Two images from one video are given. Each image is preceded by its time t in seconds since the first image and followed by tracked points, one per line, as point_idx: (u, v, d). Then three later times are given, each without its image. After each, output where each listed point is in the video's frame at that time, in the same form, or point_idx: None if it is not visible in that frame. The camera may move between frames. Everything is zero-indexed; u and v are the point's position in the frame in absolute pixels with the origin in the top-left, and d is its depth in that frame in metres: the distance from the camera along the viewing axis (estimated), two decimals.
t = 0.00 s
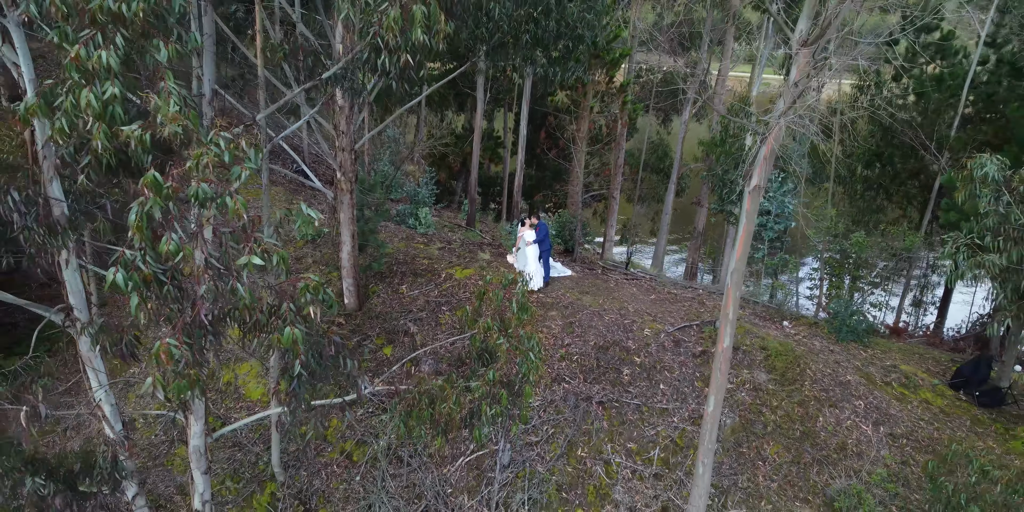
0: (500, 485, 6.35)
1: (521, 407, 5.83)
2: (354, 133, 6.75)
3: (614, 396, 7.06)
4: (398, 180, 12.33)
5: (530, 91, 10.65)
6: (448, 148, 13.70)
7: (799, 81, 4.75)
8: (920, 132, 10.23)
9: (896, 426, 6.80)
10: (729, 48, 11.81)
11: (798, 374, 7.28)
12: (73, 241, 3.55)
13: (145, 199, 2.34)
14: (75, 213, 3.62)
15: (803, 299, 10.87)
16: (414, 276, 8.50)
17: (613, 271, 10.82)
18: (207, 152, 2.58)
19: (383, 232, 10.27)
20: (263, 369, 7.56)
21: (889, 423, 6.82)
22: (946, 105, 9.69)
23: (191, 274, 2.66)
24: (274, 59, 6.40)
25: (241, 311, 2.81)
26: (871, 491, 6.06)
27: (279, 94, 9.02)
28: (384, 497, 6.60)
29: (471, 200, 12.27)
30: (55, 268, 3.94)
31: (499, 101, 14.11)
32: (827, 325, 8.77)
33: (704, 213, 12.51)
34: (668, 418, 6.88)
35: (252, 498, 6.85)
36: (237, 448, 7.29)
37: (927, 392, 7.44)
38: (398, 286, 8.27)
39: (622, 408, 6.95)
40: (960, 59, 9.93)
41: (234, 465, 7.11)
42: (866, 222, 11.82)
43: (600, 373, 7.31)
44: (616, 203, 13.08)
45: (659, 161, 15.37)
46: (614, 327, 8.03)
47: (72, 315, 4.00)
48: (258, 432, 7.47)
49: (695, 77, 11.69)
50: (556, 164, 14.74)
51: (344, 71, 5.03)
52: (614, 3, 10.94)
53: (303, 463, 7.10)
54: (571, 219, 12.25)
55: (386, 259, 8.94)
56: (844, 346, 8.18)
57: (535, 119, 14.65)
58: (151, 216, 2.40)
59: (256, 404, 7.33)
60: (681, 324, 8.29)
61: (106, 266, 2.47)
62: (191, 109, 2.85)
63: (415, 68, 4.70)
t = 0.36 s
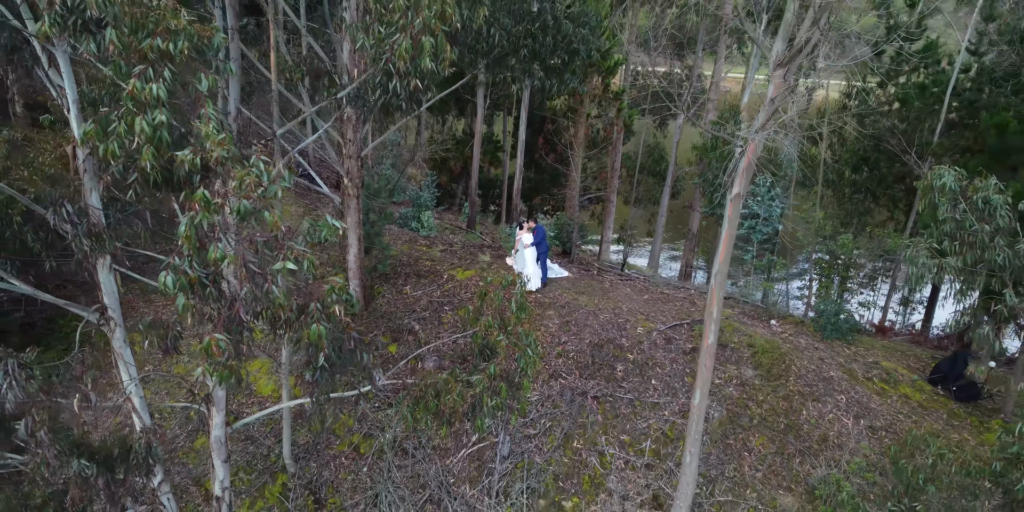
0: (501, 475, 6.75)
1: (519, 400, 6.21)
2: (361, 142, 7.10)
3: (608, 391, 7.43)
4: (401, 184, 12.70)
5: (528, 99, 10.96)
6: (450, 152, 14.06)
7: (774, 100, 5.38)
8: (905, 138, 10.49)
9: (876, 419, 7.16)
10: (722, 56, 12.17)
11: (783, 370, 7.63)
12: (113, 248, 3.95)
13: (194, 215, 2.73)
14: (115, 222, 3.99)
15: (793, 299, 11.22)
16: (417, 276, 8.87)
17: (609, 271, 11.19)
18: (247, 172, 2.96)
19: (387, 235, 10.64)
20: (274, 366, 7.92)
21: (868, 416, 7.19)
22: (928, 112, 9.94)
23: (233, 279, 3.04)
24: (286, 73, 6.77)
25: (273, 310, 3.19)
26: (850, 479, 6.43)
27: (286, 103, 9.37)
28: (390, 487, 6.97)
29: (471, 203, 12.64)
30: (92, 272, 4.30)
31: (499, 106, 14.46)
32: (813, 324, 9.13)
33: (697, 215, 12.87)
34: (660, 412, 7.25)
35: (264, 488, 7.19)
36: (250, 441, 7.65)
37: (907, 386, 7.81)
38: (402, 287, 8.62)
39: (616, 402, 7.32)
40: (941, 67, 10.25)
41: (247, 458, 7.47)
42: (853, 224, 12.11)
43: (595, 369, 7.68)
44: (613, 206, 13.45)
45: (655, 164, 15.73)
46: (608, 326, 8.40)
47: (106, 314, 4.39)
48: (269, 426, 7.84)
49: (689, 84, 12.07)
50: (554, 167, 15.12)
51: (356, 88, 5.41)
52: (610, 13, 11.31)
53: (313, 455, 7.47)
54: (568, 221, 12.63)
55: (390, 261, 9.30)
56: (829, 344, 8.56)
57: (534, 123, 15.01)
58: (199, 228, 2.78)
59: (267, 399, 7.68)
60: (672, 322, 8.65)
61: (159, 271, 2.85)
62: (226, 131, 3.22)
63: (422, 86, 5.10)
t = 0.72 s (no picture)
0: (500, 462, 7.19)
1: (518, 390, 6.65)
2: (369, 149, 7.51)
3: (602, 384, 7.86)
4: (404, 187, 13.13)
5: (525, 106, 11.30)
6: (451, 155, 14.49)
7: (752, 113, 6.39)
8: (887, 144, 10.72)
9: (854, 410, 7.58)
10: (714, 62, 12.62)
11: (767, 363, 8.07)
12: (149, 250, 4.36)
13: (238, 221, 3.17)
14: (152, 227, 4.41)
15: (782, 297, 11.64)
16: (421, 276, 9.30)
17: (604, 271, 11.62)
18: (281, 184, 3.40)
19: (391, 236, 11.08)
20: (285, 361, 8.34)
21: (848, 407, 7.61)
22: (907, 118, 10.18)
23: (267, 277, 3.48)
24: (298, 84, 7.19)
25: (301, 304, 3.63)
26: (828, 466, 6.85)
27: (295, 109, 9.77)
28: (396, 474, 7.44)
29: (471, 204, 13.07)
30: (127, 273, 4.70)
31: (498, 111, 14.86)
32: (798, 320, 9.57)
33: (690, 216, 13.34)
34: (650, 403, 7.69)
35: (277, 476, 7.64)
36: (263, 432, 8.10)
37: (885, 379, 8.24)
38: (406, 286, 9.05)
39: (609, 394, 7.75)
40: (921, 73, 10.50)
41: (261, 447, 7.91)
42: (841, 225, 12.47)
43: (589, 363, 8.11)
44: (609, 207, 13.89)
45: (651, 166, 16.16)
46: (603, 322, 8.84)
47: (139, 310, 4.79)
48: (281, 418, 8.28)
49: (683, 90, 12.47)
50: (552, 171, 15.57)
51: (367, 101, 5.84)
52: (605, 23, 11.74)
53: (323, 445, 7.92)
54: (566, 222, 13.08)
55: (395, 261, 9.74)
56: (812, 339, 9.02)
57: (532, 127, 15.42)
58: (240, 232, 3.22)
59: (279, 392, 8.11)
60: (664, 319, 9.09)
61: (204, 269, 3.29)
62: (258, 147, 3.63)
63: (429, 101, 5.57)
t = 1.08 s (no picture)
0: (500, 449, 7.62)
1: (516, 382, 7.09)
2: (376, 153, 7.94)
3: (597, 376, 8.29)
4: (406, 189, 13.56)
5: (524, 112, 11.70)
6: (452, 158, 14.91)
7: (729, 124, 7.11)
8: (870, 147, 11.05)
9: (835, 401, 8.02)
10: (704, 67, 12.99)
11: (753, 356, 8.51)
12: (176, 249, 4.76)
13: (270, 222, 3.61)
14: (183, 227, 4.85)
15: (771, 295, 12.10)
16: (424, 274, 9.73)
17: (599, 269, 12.05)
18: (307, 190, 3.82)
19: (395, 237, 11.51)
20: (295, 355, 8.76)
21: (829, 398, 8.04)
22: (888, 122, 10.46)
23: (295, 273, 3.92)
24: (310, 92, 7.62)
25: (325, 296, 4.08)
26: (809, 452, 7.29)
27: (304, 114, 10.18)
28: (402, 462, 7.90)
29: (472, 205, 13.49)
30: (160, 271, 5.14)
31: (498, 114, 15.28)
32: (784, 316, 10.01)
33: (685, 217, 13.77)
34: (642, 394, 8.13)
35: (290, 463, 8.10)
36: (276, 422, 8.55)
37: (866, 372, 8.68)
38: (410, 284, 9.48)
39: (603, 385, 8.19)
40: (906, 76, 10.65)
41: (273, 437, 8.35)
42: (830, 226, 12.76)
43: (585, 357, 8.54)
44: (606, 208, 14.33)
45: (647, 168, 16.59)
46: (598, 318, 9.28)
47: (168, 304, 5.22)
48: (292, 409, 8.72)
49: (675, 94, 12.84)
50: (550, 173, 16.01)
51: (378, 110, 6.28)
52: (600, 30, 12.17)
53: (332, 434, 8.37)
54: (563, 223, 13.53)
55: (399, 260, 10.17)
56: (797, 334, 9.48)
57: (531, 130, 15.84)
58: (271, 233, 3.66)
59: (290, 385, 8.53)
60: (656, 315, 9.53)
61: (239, 266, 3.72)
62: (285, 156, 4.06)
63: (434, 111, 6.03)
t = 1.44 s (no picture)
0: (500, 435, 8.16)
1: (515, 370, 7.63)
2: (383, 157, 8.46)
3: (591, 366, 8.83)
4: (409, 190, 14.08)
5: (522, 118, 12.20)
6: (453, 160, 15.43)
7: (714, 129, 7.65)
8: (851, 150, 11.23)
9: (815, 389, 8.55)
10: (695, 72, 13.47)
11: (738, 348, 9.04)
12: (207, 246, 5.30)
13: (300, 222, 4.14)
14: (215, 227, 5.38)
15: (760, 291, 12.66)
16: (428, 272, 10.26)
17: (595, 267, 12.58)
18: (329, 196, 4.33)
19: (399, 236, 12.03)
20: (307, 348, 9.29)
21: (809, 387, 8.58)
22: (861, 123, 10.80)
23: (321, 267, 4.45)
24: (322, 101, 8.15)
25: (346, 287, 4.62)
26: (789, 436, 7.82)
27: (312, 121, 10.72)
28: (409, 447, 8.44)
29: (473, 206, 13.99)
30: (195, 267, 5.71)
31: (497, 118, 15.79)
32: (769, 311, 10.55)
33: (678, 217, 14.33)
34: (633, 383, 8.67)
35: (303, 448, 8.65)
36: (289, 410, 9.09)
37: (845, 363, 9.21)
38: (415, 281, 10.01)
39: (597, 375, 8.73)
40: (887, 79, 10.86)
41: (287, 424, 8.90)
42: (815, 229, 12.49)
43: (579, 348, 9.08)
44: (602, 208, 14.85)
45: (642, 169, 17.10)
46: (592, 312, 9.82)
47: (198, 298, 5.73)
48: (304, 398, 9.26)
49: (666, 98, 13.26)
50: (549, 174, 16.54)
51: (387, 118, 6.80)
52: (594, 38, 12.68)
53: (342, 422, 8.91)
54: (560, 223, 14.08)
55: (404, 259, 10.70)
56: (781, 327, 10.01)
57: (529, 132, 16.35)
58: (300, 232, 4.20)
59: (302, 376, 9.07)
60: (647, 309, 10.06)
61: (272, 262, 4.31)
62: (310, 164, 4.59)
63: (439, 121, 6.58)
